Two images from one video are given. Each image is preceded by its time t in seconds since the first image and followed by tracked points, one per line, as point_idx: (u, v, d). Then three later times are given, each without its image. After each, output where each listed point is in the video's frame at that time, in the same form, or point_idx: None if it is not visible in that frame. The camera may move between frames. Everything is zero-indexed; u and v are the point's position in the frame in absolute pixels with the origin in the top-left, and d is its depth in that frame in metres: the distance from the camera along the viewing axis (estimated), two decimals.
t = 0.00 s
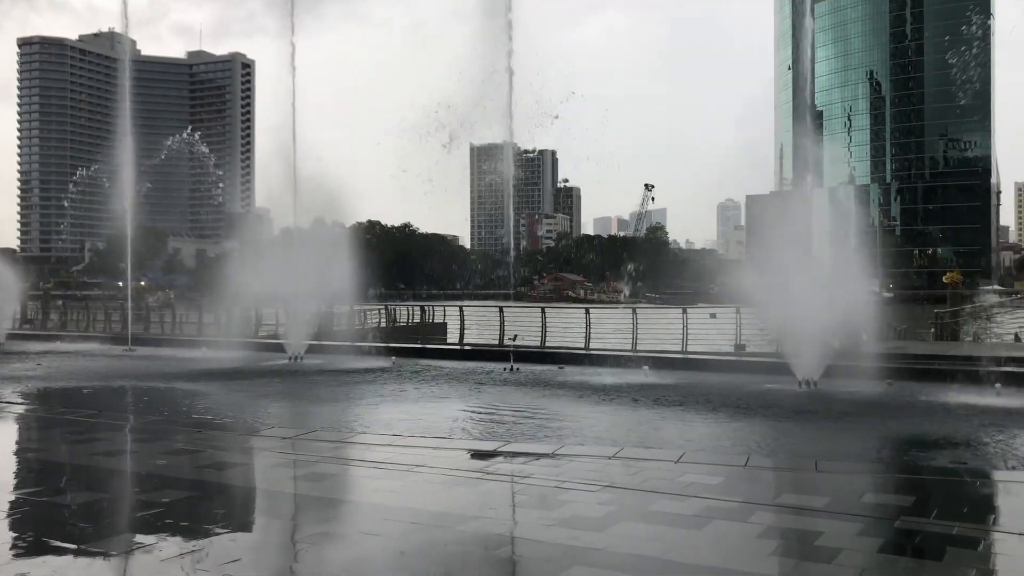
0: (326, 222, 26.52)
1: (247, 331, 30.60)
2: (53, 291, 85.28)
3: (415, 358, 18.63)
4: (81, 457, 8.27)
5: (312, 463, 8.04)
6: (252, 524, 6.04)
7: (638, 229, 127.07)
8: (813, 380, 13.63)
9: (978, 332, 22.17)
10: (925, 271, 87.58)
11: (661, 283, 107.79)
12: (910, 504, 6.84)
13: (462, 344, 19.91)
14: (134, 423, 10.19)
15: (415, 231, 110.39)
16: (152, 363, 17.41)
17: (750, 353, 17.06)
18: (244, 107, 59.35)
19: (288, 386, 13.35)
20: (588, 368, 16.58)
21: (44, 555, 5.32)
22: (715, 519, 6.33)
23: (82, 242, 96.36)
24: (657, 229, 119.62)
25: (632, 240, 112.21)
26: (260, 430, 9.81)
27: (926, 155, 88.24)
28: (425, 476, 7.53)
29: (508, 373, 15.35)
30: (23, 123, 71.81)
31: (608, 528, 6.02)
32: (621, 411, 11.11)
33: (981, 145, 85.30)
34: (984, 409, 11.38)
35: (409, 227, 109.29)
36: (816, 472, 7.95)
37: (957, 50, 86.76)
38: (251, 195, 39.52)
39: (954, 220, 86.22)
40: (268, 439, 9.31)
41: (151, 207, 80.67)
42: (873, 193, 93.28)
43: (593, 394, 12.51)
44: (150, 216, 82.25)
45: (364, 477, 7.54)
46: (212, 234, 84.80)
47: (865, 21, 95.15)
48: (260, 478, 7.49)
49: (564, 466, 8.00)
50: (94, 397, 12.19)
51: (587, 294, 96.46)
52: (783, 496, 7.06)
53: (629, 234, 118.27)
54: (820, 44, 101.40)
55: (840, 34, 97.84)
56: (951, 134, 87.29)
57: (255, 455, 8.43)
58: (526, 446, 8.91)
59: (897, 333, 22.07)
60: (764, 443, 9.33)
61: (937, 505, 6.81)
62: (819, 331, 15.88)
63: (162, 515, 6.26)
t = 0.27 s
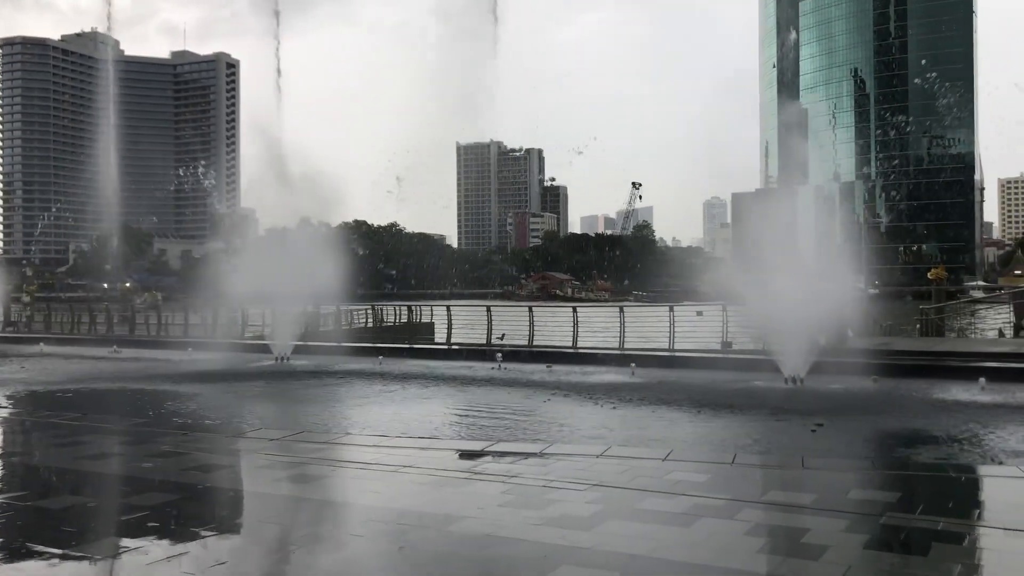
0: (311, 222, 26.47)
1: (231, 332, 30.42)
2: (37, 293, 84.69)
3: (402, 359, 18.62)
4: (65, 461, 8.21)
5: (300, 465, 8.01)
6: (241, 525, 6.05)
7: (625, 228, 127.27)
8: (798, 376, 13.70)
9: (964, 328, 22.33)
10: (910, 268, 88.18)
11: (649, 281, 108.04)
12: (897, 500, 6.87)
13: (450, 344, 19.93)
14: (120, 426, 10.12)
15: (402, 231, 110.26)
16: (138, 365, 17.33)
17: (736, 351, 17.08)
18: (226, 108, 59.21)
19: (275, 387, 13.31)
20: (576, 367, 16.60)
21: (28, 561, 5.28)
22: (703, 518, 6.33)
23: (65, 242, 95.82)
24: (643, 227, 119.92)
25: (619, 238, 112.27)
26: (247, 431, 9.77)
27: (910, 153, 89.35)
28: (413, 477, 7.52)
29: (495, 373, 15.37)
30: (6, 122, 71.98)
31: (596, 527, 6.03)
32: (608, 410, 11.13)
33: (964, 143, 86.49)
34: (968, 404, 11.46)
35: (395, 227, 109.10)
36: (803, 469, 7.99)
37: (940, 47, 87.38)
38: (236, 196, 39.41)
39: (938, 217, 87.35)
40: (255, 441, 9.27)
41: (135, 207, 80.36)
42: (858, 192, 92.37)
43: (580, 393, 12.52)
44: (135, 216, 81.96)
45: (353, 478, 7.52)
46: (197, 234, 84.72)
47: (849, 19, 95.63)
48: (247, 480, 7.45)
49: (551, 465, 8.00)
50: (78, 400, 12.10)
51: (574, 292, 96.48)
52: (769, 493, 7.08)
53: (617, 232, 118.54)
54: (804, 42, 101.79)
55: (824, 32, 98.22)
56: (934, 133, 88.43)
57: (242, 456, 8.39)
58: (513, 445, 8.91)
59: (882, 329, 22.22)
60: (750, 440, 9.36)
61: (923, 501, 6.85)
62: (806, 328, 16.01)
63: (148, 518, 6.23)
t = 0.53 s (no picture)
0: (302, 227, 26.45)
1: (223, 337, 30.34)
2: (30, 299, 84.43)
3: (396, 363, 18.56)
4: (57, 469, 8.17)
5: (292, 471, 7.97)
6: (235, 532, 6.01)
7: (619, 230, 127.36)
8: (792, 377, 13.70)
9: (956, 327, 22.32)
10: (903, 268, 88.37)
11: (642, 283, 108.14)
12: (892, 500, 6.85)
13: (443, 348, 19.88)
14: (112, 433, 10.07)
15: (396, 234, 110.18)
16: (131, 372, 17.26)
17: (729, 351, 17.09)
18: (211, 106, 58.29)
19: (268, 393, 13.25)
20: (569, 370, 16.56)
21: (19, 570, 5.24)
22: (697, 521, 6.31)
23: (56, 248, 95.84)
24: (636, 229, 120.02)
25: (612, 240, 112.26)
26: (240, 437, 9.74)
27: (902, 152, 89.17)
28: (407, 482, 7.49)
29: (488, 377, 15.32)
30: None
31: (592, 531, 5.99)
32: (602, 412, 11.10)
33: (956, 141, 86.95)
34: (961, 404, 11.44)
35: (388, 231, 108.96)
36: (797, 470, 7.97)
37: (931, 48, 87.62)
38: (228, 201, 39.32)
39: (930, 217, 87.67)
40: (247, 447, 9.21)
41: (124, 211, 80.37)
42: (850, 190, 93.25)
43: (574, 397, 12.47)
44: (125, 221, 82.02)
45: (346, 484, 7.48)
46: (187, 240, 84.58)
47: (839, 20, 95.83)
48: (240, 487, 7.40)
49: (546, 469, 7.95)
50: (69, 407, 12.04)
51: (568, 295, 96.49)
52: (764, 495, 7.07)
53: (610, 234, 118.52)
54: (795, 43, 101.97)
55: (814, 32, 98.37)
56: (926, 131, 88.33)
57: (235, 463, 8.34)
58: (507, 449, 8.89)
59: (875, 329, 22.19)
60: (744, 442, 9.32)
61: (918, 501, 6.83)
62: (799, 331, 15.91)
63: (139, 527, 6.18)
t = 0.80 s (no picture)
0: (312, 240, 26.51)
1: (236, 349, 30.49)
2: (45, 313, 84.91)
3: (409, 374, 18.60)
4: (75, 481, 8.24)
5: (307, 483, 8.00)
6: (252, 543, 6.06)
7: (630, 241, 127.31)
8: (805, 386, 13.68)
9: (970, 335, 22.22)
10: (915, 275, 87.98)
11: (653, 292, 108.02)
12: (908, 509, 6.84)
13: (456, 358, 19.90)
14: (128, 445, 10.15)
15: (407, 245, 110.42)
16: (146, 386, 17.34)
17: (741, 361, 17.08)
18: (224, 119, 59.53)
19: (280, 405, 13.31)
20: (580, 380, 16.57)
21: None
22: (713, 530, 6.30)
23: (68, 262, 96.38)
24: (647, 238, 119.97)
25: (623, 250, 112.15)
26: (255, 449, 9.80)
27: (914, 159, 88.99)
28: (421, 494, 7.52)
29: (500, 387, 15.38)
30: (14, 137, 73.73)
31: (608, 541, 6.01)
32: (615, 423, 11.11)
33: (966, 148, 86.58)
34: (974, 412, 11.41)
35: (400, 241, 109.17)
36: (811, 480, 7.95)
37: (941, 55, 87.58)
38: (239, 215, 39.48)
39: (942, 223, 87.34)
40: (263, 458, 9.26)
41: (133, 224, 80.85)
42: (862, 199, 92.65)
43: (587, 407, 12.47)
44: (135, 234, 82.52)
45: (360, 495, 7.50)
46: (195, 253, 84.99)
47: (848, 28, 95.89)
48: (254, 500, 7.43)
49: (561, 479, 7.96)
50: (86, 420, 12.15)
51: (579, 305, 96.43)
52: (778, 504, 7.07)
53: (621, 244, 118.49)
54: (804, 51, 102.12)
55: (824, 41, 98.52)
56: (936, 138, 88.16)
57: (251, 476, 8.38)
58: (519, 460, 8.91)
59: (888, 337, 22.10)
60: (758, 451, 9.32)
61: (935, 510, 6.80)
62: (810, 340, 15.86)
63: (159, 539, 6.23)
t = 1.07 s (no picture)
0: (352, 259, 26.78)
1: (278, 366, 30.76)
2: (90, 331, 86.47)
3: (448, 391, 18.63)
4: (120, 499, 8.36)
5: (348, 501, 8.04)
6: (295, 559, 6.10)
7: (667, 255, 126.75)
8: (848, 401, 13.48)
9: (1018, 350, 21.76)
10: (959, 289, 86.51)
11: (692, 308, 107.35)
12: (958, 528, 6.69)
13: (495, 375, 19.91)
14: (172, 463, 10.28)
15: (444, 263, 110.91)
16: (190, 404, 17.56)
17: (782, 377, 16.87)
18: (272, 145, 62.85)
19: (321, 422, 13.40)
20: (620, 397, 16.48)
21: None
22: (758, 549, 6.23)
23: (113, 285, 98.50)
24: (685, 254, 119.35)
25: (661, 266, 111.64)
26: (296, 466, 9.88)
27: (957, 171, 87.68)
28: (461, 511, 7.52)
29: (538, 405, 15.35)
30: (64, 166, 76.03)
31: (650, 559, 5.95)
32: (656, 441, 11.03)
33: (1012, 159, 85.64)
34: None
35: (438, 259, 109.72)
36: (856, 497, 7.83)
37: (984, 66, 86.29)
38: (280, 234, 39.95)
39: (987, 236, 86.03)
40: (304, 476, 9.31)
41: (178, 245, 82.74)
42: (903, 212, 90.79)
43: (626, 425, 12.39)
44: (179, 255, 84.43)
45: (401, 512, 7.53)
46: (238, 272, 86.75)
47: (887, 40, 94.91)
48: (296, 516, 7.47)
49: (601, 498, 7.92)
50: (132, 438, 12.33)
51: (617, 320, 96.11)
52: (823, 523, 6.96)
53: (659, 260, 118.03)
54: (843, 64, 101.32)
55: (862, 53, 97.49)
56: (980, 150, 86.89)
57: (293, 493, 8.44)
58: (559, 478, 8.88)
59: (934, 353, 21.71)
60: (802, 469, 9.18)
61: (986, 529, 6.65)
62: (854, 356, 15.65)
63: (203, 556, 6.29)
